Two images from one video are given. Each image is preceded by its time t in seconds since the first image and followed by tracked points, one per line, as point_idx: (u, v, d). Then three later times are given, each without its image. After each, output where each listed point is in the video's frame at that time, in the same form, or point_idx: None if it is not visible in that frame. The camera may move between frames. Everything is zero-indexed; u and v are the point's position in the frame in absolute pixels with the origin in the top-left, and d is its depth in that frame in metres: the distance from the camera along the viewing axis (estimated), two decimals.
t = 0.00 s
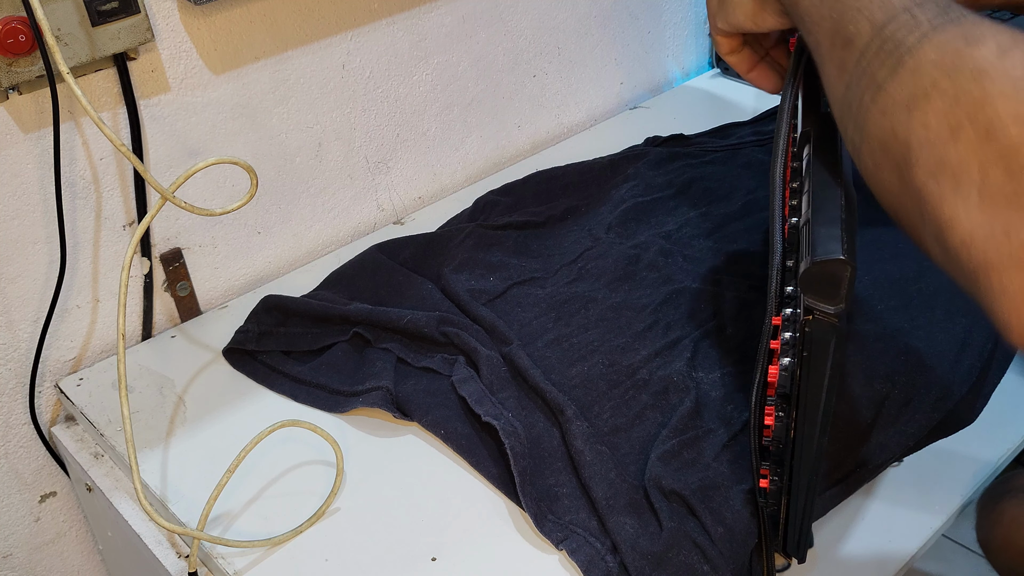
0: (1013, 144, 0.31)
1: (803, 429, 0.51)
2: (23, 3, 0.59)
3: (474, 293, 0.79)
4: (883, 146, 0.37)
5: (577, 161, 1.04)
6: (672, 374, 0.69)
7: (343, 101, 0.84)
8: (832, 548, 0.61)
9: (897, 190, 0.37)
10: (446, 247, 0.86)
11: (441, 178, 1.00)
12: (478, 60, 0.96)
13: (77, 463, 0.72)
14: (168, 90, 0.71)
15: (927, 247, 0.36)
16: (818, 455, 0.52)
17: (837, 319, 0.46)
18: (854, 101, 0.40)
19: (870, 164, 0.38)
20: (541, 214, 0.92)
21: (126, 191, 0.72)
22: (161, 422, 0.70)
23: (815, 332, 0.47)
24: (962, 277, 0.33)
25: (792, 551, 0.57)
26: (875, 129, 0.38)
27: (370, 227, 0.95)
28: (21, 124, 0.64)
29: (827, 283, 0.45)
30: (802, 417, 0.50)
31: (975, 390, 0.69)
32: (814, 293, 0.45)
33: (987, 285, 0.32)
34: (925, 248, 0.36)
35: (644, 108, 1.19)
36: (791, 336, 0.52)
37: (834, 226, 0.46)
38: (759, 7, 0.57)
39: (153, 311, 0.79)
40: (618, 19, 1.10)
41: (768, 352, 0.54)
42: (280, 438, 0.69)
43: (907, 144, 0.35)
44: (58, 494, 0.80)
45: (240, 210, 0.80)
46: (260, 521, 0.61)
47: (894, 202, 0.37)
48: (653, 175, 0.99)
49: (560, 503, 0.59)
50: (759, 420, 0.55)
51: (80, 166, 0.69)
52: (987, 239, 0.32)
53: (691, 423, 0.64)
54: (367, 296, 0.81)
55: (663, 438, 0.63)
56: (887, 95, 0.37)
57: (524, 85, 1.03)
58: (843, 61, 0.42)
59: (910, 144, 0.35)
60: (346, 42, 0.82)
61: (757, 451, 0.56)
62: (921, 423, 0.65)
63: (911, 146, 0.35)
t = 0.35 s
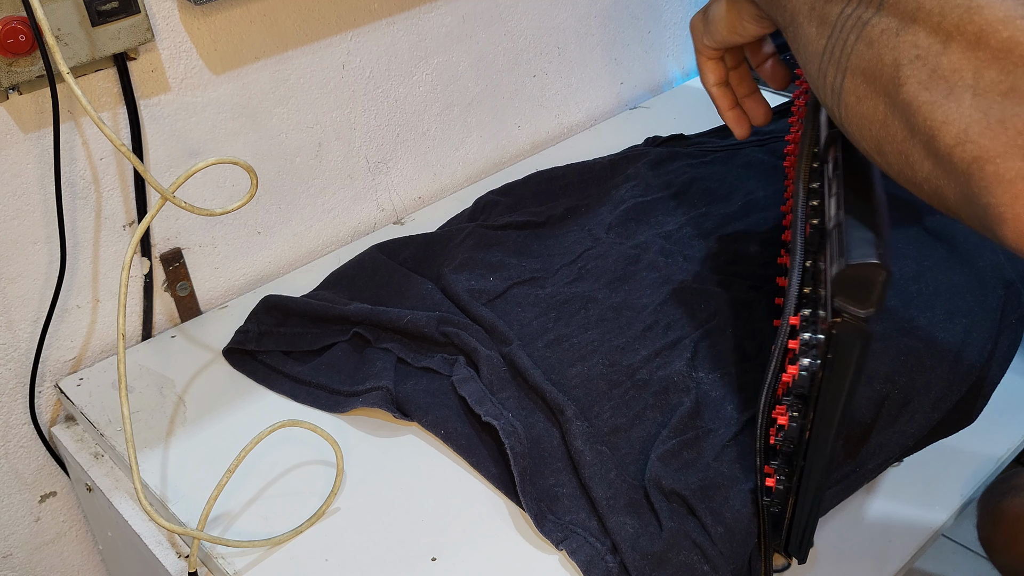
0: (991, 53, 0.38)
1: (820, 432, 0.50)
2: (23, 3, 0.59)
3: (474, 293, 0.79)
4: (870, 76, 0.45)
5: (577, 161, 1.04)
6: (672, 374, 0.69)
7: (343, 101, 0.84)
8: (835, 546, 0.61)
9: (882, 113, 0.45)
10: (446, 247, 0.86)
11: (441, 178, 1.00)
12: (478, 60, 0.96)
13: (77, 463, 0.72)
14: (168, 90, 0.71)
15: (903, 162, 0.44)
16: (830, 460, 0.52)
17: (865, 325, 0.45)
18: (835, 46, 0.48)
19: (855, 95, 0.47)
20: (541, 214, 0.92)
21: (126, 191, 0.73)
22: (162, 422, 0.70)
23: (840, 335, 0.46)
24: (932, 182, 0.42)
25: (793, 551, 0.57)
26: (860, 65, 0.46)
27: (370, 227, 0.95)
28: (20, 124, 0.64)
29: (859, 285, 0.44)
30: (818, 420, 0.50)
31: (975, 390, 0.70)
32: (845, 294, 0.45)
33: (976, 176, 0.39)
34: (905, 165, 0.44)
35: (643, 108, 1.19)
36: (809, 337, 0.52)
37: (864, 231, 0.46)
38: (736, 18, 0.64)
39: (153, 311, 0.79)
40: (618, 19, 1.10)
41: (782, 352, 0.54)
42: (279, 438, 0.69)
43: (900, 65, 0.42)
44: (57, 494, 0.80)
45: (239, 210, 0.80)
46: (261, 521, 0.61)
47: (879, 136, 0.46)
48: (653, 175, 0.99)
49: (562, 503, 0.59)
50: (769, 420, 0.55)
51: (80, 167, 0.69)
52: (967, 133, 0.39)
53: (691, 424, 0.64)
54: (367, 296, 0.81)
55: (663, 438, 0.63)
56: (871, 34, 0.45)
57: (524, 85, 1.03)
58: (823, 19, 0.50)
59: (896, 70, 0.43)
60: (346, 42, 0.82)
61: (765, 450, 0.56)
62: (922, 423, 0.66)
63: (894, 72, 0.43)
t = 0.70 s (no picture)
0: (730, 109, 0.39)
1: (803, 431, 0.51)
2: (23, 3, 0.59)
3: (474, 293, 0.79)
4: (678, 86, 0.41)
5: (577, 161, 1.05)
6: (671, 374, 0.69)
7: (343, 101, 0.84)
8: (831, 546, 0.61)
9: (683, 128, 0.41)
10: (446, 247, 0.86)
11: (441, 179, 1.00)
12: (478, 60, 0.96)
13: (77, 463, 0.72)
14: (168, 90, 0.71)
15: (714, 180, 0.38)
16: (819, 457, 0.52)
17: (837, 320, 0.46)
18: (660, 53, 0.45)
19: (647, 109, 0.43)
20: (541, 214, 0.92)
21: (126, 191, 0.73)
22: (162, 422, 0.70)
23: (815, 332, 0.47)
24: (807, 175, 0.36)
25: (791, 551, 0.57)
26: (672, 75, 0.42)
27: (370, 227, 0.95)
28: (21, 124, 0.64)
29: (826, 283, 0.45)
30: (802, 419, 0.50)
31: (974, 390, 0.70)
32: (814, 292, 0.45)
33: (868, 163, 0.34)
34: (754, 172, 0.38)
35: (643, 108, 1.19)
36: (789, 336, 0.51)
37: (833, 230, 0.47)
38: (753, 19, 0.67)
39: (153, 311, 0.79)
40: (618, 19, 1.10)
41: (768, 353, 0.52)
42: (279, 438, 0.69)
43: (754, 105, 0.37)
44: (58, 494, 0.80)
45: (240, 210, 0.80)
46: (261, 521, 0.61)
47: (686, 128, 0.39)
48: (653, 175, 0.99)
49: (562, 502, 0.59)
50: (760, 421, 0.55)
51: (80, 167, 0.69)
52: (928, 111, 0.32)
53: (690, 424, 0.64)
54: (367, 296, 0.81)
55: (663, 437, 0.63)
56: (700, 47, 0.42)
57: (523, 85, 1.03)
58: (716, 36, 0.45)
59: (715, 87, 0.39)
60: (346, 42, 0.82)
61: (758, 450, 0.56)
62: (922, 424, 0.65)
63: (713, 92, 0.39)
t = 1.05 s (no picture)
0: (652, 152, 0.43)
1: (788, 430, 0.51)
2: (23, 3, 0.58)
3: (474, 293, 0.79)
4: (569, 145, 0.47)
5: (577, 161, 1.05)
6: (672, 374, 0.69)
7: (343, 101, 0.84)
8: (829, 547, 0.62)
9: (589, 179, 0.47)
10: (446, 247, 0.86)
11: (441, 179, 1.00)
12: (478, 60, 0.96)
13: (77, 463, 0.72)
14: (168, 90, 0.71)
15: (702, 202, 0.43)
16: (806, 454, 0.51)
17: (807, 319, 0.46)
18: (562, 106, 0.51)
19: (554, 163, 0.49)
20: (541, 214, 0.93)
21: (126, 191, 0.73)
22: (162, 422, 0.70)
23: (786, 331, 0.47)
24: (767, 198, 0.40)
25: (791, 551, 0.57)
26: (565, 132, 0.47)
27: (370, 227, 0.96)
28: (20, 124, 0.64)
29: (793, 282, 0.45)
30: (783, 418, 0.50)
31: (974, 390, 0.70)
32: (782, 292, 0.45)
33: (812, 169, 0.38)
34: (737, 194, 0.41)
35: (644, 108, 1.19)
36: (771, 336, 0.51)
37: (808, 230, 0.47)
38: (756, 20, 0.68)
39: (153, 311, 0.79)
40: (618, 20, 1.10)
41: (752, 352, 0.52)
42: (279, 438, 0.69)
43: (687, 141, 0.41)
44: (58, 494, 0.80)
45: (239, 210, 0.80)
46: (261, 521, 0.61)
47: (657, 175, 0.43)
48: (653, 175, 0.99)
49: (562, 502, 0.60)
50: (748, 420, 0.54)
51: (80, 167, 0.69)
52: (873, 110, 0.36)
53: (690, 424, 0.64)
54: (368, 296, 0.81)
55: (663, 438, 0.63)
56: (585, 105, 0.48)
57: (523, 85, 1.03)
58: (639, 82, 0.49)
59: (602, 144, 0.45)
60: (346, 42, 0.82)
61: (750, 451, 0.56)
62: (921, 423, 0.65)
63: (602, 148, 0.45)
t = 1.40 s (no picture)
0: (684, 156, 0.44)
1: (804, 431, 0.51)
2: (23, 3, 0.58)
3: (474, 293, 0.79)
4: (605, 153, 0.49)
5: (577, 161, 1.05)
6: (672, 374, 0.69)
7: (343, 101, 0.84)
8: (830, 547, 0.62)
9: (624, 186, 0.48)
10: (446, 247, 0.85)
11: (441, 178, 1.00)
12: (478, 60, 0.96)
13: (77, 463, 0.72)
14: (168, 90, 0.71)
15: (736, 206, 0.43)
16: (820, 457, 0.52)
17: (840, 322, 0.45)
18: (593, 115, 0.52)
19: (589, 172, 0.50)
20: (541, 214, 0.93)
21: (126, 191, 0.73)
22: (162, 422, 0.70)
23: (818, 333, 0.46)
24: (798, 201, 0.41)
25: (792, 551, 0.57)
26: (599, 140, 0.49)
27: (370, 227, 0.96)
28: (20, 124, 0.64)
29: (829, 284, 0.44)
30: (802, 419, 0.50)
31: (973, 391, 0.70)
32: (818, 294, 0.44)
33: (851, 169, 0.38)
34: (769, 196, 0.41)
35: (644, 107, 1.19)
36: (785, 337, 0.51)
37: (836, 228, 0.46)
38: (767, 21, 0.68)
39: (153, 310, 0.79)
40: (618, 19, 1.10)
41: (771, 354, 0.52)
42: (280, 438, 0.69)
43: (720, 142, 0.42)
44: (57, 494, 0.80)
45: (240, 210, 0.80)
46: (261, 521, 0.61)
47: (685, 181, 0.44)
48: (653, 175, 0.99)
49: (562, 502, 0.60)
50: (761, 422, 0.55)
51: (80, 167, 0.69)
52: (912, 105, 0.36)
53: (691, 424, 0.64)
54: (368, 296, 0.81)
55: (664, 438, 0.63)
56: (618, 112, 0.49)
57: (523, 85, 1.03)
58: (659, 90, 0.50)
59: (637, 150, 0.46)
60: (346, 42, 0.82)
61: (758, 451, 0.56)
62: (921, 423, 0.66)
63: (636, 154, 0.46)
